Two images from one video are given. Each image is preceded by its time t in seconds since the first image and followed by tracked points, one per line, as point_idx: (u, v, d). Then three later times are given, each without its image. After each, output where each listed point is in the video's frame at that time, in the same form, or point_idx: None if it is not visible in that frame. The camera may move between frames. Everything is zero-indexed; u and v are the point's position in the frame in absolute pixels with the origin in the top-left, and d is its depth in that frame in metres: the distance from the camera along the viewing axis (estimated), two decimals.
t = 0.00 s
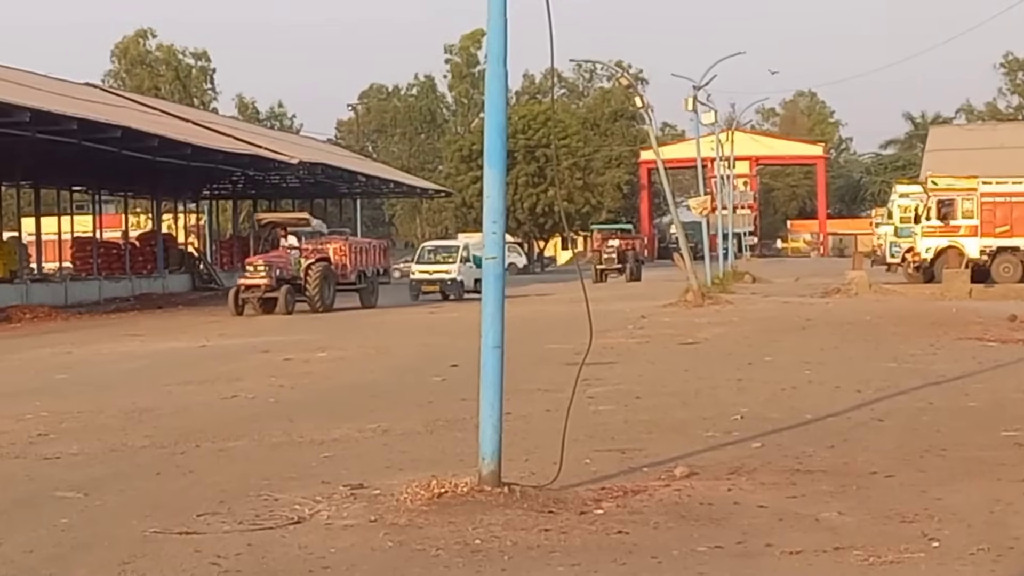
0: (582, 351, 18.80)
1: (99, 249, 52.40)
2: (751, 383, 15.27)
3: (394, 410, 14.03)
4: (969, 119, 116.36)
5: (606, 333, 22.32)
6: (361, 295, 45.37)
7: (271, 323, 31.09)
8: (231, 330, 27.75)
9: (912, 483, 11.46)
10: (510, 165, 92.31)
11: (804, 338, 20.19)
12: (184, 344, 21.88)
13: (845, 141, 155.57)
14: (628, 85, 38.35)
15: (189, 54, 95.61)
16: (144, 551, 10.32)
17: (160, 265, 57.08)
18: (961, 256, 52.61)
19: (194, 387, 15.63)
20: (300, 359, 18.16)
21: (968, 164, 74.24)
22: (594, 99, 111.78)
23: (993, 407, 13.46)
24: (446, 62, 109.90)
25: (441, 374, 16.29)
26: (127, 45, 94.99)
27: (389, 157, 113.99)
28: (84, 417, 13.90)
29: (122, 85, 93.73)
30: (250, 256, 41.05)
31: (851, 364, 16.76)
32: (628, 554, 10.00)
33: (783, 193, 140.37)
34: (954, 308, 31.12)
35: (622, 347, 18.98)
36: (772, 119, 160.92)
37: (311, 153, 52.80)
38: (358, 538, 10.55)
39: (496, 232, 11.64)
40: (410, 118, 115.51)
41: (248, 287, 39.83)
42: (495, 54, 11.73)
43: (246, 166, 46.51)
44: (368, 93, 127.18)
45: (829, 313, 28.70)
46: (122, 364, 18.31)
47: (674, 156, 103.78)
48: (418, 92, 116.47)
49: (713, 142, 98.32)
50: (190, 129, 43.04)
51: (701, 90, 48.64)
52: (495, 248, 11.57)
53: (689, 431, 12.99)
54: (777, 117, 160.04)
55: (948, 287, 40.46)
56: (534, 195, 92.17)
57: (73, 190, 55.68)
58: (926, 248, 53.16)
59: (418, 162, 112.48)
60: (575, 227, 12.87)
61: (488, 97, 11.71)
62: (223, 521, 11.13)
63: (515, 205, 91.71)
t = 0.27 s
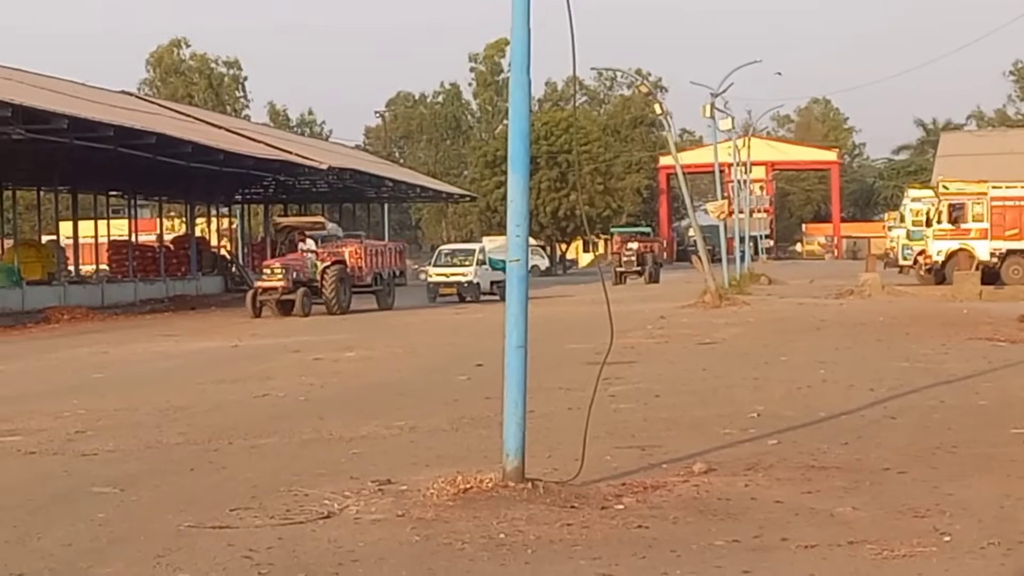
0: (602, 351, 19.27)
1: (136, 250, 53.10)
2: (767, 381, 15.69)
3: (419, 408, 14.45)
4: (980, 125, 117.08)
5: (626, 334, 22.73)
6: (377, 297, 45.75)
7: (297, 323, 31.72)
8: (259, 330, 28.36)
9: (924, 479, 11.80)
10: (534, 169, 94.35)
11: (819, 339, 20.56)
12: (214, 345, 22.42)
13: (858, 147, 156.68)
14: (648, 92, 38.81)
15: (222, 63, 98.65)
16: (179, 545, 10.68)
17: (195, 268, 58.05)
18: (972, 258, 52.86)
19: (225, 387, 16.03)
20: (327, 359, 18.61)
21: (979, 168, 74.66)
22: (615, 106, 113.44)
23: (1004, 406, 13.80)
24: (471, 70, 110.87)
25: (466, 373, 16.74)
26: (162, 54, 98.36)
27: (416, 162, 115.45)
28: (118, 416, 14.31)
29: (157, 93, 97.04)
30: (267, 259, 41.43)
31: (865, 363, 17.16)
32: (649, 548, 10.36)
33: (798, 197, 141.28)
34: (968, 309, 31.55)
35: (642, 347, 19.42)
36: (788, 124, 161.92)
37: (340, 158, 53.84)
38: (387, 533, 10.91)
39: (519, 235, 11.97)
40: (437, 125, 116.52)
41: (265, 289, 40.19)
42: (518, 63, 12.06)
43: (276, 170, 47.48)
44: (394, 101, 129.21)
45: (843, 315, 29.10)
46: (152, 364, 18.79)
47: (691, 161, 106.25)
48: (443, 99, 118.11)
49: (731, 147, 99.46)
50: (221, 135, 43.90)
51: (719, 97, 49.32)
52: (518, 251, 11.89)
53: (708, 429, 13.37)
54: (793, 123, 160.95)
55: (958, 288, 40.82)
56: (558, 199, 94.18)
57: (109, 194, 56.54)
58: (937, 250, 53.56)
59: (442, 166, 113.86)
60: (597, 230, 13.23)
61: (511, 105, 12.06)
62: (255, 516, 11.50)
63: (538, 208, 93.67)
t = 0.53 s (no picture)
0: (636, 347, 20.06)
1: (191, 252, 55.69)
2: (795, 375, 16.42)
3: (461, 401, 15.21)
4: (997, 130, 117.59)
5: (659, 331, 23.42)
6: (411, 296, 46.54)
7: (337, 323, 32.76)
8: (304, 330, 29.37)
9: (945, 469, 12.37)
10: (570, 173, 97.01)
11: (846, 334, 21.21)
12: (263, 344, 23.32)
13: (881, 152, 157.58)
14: (679, 100, 39.58)
15: (272, 73, 103.50)
16: (235, 530, 11.28)
17: (248, 268, 60.59)
18: (989, 258, 53.32)
19: (275, 384, 16.73)
20: (371, 357, 19.36)
21: (998, 171, 75.23)
22: (649, 113, 115.43)
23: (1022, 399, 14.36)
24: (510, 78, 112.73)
25: (505, 369, 17.63)
26: (215, 65, 103.81)
27: (459, 168, 117.41)
28: (174, 412, 15.02)
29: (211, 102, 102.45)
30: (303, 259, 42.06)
31: (888, 357, 17.86)
32: (680, 534, 10.94)
33: (824, 200, 142.58)
34: (990, 306, 32.25)
35: (674, 345, 20.19)
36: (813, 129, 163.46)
37: (384, 164, 56.19)
38: (432, 520, 11.49)
39: (557, 236, 12.49)
40: (478, 131, 117.77)
41: (301, 289, 40.81)
42: (555, 71, 12.58)
43: (324, 174, 49.64)
44: (438, 109, 131.44)
45: (869, 312, 29.75)
46: (201, 362, 19.63)
47: (721, 166, 106.98)
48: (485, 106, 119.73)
49: (758, 152, 100.61)
50: (269, 141, 46.12)
51: (747, 105, 50.27)
52: (556, 252, 12.44)
53: (738, 421, 14.03)
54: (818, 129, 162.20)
55: (977, 287, 41.38)
56: (593, 202, 96.69)
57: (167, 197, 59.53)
58: (957, 250, 54.15)
59: (484, 172, 115.46)
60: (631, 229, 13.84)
61: (549, 112, 12.58)
62: (307, 503, 12.09)
63: (573, 211, 96.29)
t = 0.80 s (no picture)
0: (657, 345, 20.62)
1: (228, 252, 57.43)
2: (812, 372, 16.94)
3: (487, 398, 15.74)
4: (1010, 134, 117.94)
5: (679, 330, 23.95)
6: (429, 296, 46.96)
7: (364, 323, 33.51)
8: (333, 328, 30.11)
9: (956, 462, 12.80)
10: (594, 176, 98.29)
11: (862, 332, 21.70)
12: (296, 342, 23.99)
13: (896, 156, 158.48)
14: (699, 104, 40.14)
15: (307, 80, 106.83)
16: (271, 520, 11.75)
17: (283, 268, 62.07)
18: (1000, 258, 53.58)
19: (307, 381, 17.27)
20: (400, 356, 19.93)
21: (1010, 173, 75.72)
22: (669, 118, 116.56)
23: None
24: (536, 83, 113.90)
25: (530, 367, 18.24)
26: (252, 72, 107.55)
27: (487, 171, 118.68)
28: (209, 409, 15.54)
29: (248, 107, 106.09)
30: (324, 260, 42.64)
31: (903, 354, 18.36)
32: (701, 524, 11.38)
33: (839, 203, 143.59)
34: (1004, 305, 32.80)
35: (695, 342, 20.75)
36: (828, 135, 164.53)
37: (415, 168, 57.35)
38: (461, 511, 11.94)
39: (581, 237, 12.85)
40: (505, 135, 119.02)
41: (322, 290, 41.42)
42: (580, 77, 12.91)
43: (356, 177, 50.77)
44: (466, 114, 132.93)
45: (884, 310, 30.26)
46: (234, 360, 20.23)
47: (741, 169, 108.12)
48: (510, 112, 120.85)
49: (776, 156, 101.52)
50: (303, 145, 47.26)
51: (763, 109, 50.93)
52: (581, 252, 12.80)
53: (756, 415, 14.52)
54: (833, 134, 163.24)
55: (989, 286, 41.84)
56: (616, 204, 97.96)
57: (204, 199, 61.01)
58: (968, 250, 54.50)
59: (510, 174, 116.37)
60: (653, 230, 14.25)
61: (573, 118, 12.95)
62: (340, 495, 12.55)
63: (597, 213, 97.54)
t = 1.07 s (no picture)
0: (671, 344, 20.98)
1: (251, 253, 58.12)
2: (823, 370, 17.28)
3: (504, 397, 16.10)
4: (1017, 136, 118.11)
5: (691, 329, 24.29)
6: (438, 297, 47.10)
7: (379, 323, 33.92)
8: (351, 328, 30.54)
9: (963, 459, 13.09)
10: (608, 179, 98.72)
11: (870, 331, 22.02)
12: (317, 341, 24.38)
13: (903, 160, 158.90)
14: (710, 110, 40.43)
15: (328, 84, 107.48)
16: (294, 515, 12.06)
17: (305, 269, 62.59)
18: (1006, 258, 53.83)
19: (327, 380, 17.63)
20: (417, 356, 20.28)
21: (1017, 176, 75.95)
22: (683, 122, 117.09)
23: None
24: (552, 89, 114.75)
25: (546, 366, 18.63)
26: (275, 78, 107.98)
27: (505, 174, 119.13)
28: (231, 407, 15.89)
29: (270, 112, 106.53)
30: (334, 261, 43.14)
31: (912, 352, 18.68)
32: (713, 519, 11.68)
33: (849, 205, 144.09)
34: (1011, 304, 33.11)
35: (707, 341, 21.10)
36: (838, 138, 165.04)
37: (433, 171, 57.85)
38: (478, 507, 12.24)
39: (597, 239, 13.10)
40: (522, 140, 119.28)
41: (331, 291, 41.96)
42: (594, 83, 13.11)
43: (376, 180, 51.24)
44: (483, 118, 133.33)
45: (893, 310, 30.56)
46: (254, 360, 20.61)
47: (751, 172, 108.69)
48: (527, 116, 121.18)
49: (787, 158, 102.03)
50: (324, 149, 47.75)
51: (775, 113, 51.26)
52: (596, 253, 13.07)
53: (768, 413, 14.84)
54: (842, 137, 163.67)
55: (996, 286, 42.09)
56: (630, 207, 98.36)
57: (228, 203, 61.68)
58: (974, 251, 54.75)
59: (526, 177, 116.77)
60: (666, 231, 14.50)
61: (587, 123, 13.16)
62: (360, 491, 12.86)
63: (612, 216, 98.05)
